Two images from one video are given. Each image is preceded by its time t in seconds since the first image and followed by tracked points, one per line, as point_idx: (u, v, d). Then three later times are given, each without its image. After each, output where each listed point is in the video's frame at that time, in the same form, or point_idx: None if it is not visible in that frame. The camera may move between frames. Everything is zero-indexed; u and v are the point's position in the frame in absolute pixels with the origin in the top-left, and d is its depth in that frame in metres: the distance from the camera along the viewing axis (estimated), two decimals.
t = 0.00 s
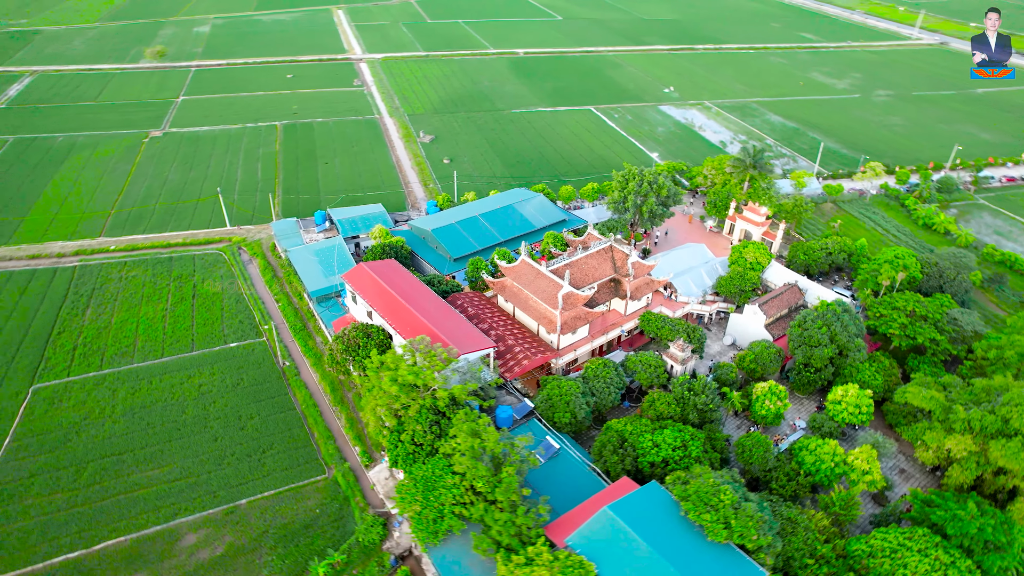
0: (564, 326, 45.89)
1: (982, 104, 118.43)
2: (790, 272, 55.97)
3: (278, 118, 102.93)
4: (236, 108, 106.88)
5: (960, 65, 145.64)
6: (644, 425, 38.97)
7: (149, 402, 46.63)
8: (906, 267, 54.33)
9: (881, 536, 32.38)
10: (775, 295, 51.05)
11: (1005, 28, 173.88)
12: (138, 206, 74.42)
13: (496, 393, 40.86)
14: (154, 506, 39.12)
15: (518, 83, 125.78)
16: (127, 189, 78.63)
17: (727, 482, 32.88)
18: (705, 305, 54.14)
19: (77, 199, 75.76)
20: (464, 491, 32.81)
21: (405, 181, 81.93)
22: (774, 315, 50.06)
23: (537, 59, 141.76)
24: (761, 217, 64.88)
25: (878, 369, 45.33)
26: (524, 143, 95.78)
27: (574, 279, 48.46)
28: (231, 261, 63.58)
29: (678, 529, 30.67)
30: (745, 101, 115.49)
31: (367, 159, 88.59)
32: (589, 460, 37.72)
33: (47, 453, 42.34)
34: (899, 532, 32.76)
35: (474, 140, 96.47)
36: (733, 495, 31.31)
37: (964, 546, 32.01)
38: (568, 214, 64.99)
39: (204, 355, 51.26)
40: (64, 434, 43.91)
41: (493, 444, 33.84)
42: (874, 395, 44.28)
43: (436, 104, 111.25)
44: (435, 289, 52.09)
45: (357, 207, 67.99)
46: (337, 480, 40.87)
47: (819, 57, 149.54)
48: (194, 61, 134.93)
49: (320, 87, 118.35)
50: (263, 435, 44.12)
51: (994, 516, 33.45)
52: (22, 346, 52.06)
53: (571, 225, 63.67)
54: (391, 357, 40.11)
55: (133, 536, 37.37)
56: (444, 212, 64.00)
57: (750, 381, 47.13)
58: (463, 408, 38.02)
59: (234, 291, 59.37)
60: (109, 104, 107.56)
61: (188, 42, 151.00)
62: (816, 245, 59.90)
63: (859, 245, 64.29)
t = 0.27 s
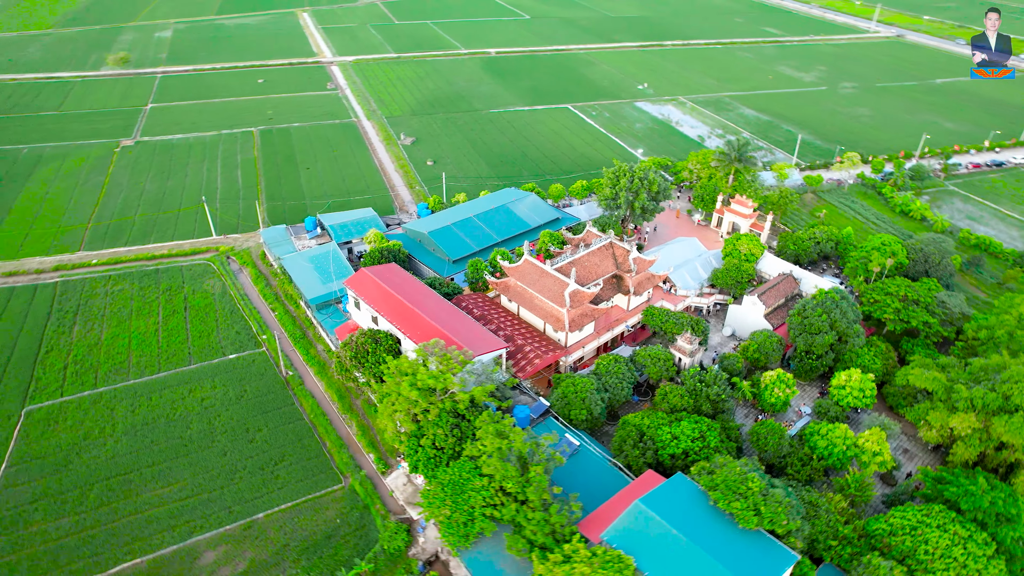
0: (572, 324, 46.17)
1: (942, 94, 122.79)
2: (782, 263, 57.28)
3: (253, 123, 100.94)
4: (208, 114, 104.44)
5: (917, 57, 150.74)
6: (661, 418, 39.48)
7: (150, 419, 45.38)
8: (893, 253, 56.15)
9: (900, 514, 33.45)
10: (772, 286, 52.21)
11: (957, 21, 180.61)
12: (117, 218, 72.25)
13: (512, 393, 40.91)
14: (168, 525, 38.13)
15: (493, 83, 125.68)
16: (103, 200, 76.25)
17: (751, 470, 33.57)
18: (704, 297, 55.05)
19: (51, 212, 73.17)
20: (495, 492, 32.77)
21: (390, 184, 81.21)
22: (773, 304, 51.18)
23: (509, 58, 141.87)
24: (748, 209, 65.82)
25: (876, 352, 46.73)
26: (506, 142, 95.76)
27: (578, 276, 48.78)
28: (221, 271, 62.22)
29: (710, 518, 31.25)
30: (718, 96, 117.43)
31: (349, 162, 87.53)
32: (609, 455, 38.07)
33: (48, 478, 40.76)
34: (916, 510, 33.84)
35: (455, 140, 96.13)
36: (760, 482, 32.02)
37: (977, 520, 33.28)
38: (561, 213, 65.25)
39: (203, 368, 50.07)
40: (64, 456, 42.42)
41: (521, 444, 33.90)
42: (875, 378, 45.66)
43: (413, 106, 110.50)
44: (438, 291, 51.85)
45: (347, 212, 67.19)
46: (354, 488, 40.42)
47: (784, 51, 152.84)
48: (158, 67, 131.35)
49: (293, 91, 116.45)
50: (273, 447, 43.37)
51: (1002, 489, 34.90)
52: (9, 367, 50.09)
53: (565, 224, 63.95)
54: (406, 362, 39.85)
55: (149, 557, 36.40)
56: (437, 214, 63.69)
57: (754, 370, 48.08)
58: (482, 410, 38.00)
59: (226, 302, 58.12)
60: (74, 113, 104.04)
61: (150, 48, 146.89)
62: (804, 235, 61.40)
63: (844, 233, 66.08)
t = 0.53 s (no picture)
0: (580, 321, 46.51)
1: (908, 86, 126.51)
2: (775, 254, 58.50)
3: (230, 129, 99.02)
4: (182, 121, 102.08)
5: (881, 51, 154.97)
6: (675, 411, 40.02)
7: (153, 434, 44.30)
8: (881, 242, 57.77)
9: (913, 494, 34.51)
10: (769, 277, 53.37)
11: (914, 15, 186.31)
12: (98, 230, 70.22)
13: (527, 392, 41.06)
14: (183, 542, 37.32)
15: (470, 83, 125.44)
16: (81, 212, 74.04)
17: (770, 457, 34.28)
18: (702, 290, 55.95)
19: (27, 226, 70.75)
20: (522, 492, 32.82)
21: (377, 187, 80.56)
22: (770, 295, 52.29)
23: (484, 58, 141.74)
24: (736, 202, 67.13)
25: (873, 338, 48.07)
26: (489, 143, 95.70)
27: (582, 274, 49.11)
28: (212, 280, 61.02)
29: (737, 506, 31.87)
30: (695, 92, 119.01)
31: (333, 166, 86.54)
32: (627, 450, 38.51)
33: (52, 499, 39.48)
34: (928, 489, 34.92)
35: (438, 142, 95.73)
36: (782, 469, 32.73)
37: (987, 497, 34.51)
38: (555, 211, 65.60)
39: (204, 380, 49.06)
40: (67, 476, 41.14)
41: (544, 443, 34.01)
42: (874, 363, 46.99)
43: (392, 108, 109.69)
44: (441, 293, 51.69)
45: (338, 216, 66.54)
46: (371, 495, 40.09)
47: (754, 46, 155.61)
48: (125, 74, 127.84)
49: (267, 96, 114.55)
50: (285, 457, 42.74)
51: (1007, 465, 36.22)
52: None
53: (559, 222, 64.31)
54: (420, 365, 39.69)
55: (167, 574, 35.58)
56: (431, 217, 63.48)
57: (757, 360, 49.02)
58: (501, 410, 38.06)
59: (221, 311, 57.02)
60: (41, 122, 100.64)
61: (114, 54, 142.84)
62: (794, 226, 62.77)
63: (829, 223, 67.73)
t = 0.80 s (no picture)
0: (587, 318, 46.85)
1: (871, 77, 130.38)
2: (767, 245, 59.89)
3: (204, 136, 96.69)
4: (153, 129, 99.26)
5: (842, 44, 159.29)
6: (690, 403, 40.63)
7: (159, 451, 43.11)
8: (867, 230, 59.45)
9: (926, 472, 35.68)
10: (765, 267, 54.55)
11: (870, 8, 191.96)
12: (76, 244, 67.88)
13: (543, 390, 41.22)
14: (202, 560, 36.44)
15: (445, 84, 124.88)
16: (57, 226, 71.48)
17: (790, 443, 35.08)
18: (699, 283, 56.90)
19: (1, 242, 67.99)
20: (552, 490, 32.90)
21: (363, 191, 79.76)
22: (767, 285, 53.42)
23: (457, 58, 141.28)
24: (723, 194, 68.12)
25: (869, 323, 49.53)
26: (471, 143, 95.49)
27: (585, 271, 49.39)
28: (203, 291, 59.63)
29: (763, 493, 32.54)
30: (669, 88, 120.52)
31: (316, 171, 85.30)
32: (645, 444, 39.00)
33: (60, 524, 38.12)
34: (939, 467, 36.13)
35: (420, 144, 95.12)
36: (803, 454, 33.55)
37: (996, 471, 35.84)
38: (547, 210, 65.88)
39: (205, 394, 47.91)
40: (72, 499, 39.74)
41: (570, 441, 34.19)
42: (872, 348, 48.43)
43: (369, 111, 108.59)
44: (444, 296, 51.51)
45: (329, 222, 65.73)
46: (391, 501, 39.74)
47: (721, 41, 158.27)
48: (87, 82, 123.64)
49: (239, 102, 112.20)
50: (298, 468, 42.04)
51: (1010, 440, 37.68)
52: None
53: (552, 221, 64.62)
54: (435, 368, 39.48)
55: None
56: (425, 219, 63.13)
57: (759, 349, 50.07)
58: (520, 410, 38.15)
59: (215, 322, 55.77)
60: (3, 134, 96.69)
61: (73, 62, 137.96)
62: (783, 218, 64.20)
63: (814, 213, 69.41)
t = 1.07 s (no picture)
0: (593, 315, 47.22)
1: (840, 71, 133.59)
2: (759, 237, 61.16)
3: (181, 143, 94.49)
4: (127, 137, 96.67)
5: (810, 38, 162.76)
6: (702, 395, 41.24)
7: (165, 466, 42.11)
8: (855, 220, 60.96)
9: (934, 452, 36.75)
10: (760, 259, 55.70)
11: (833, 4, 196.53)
12: (57, 257, 65.77)
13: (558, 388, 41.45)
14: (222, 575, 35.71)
15: (423, 85, 124.18)
16: (35, 239, 69.16)
17: (805, 430, 35.82)
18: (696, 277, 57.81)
19: None
20: (578, 487, 33.06)
21: (351, 195, 78.95)
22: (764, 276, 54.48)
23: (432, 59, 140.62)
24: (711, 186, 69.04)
25: (864, 310, 50.86)
26: (455, 144, 95.14)
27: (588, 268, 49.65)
28: (195, 302, 58.39)
29: (786, 479, 33.17)
30: (646, 85, 121.70)
31: (300, 176, 84.10)
32: (662, 437, 39.49)
33: (68, 546, 36.97)
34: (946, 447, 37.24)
35: (403, 146, 94.44)
36: (820, 440, 34.29)
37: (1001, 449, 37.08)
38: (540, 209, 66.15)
39: (208, 406, 46.92)
40: (79, 519, 38.57)
41: (594, 437, 34.42)
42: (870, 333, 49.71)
43: (349, 114, 107.45)
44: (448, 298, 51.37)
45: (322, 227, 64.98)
46: (409, 506, 39.49)
47: (692, 37, 160.37)
48: (51, 90, 119.73)
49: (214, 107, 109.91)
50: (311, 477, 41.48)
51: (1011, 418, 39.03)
52: None
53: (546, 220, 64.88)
54: (449, 370, 39.28)
55: None
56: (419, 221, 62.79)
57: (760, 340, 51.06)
58: (538, 408, 38.25)
59: (211, 332, 54.65)
60: None
61: (34, 70, 133.42)
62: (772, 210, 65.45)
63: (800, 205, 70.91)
